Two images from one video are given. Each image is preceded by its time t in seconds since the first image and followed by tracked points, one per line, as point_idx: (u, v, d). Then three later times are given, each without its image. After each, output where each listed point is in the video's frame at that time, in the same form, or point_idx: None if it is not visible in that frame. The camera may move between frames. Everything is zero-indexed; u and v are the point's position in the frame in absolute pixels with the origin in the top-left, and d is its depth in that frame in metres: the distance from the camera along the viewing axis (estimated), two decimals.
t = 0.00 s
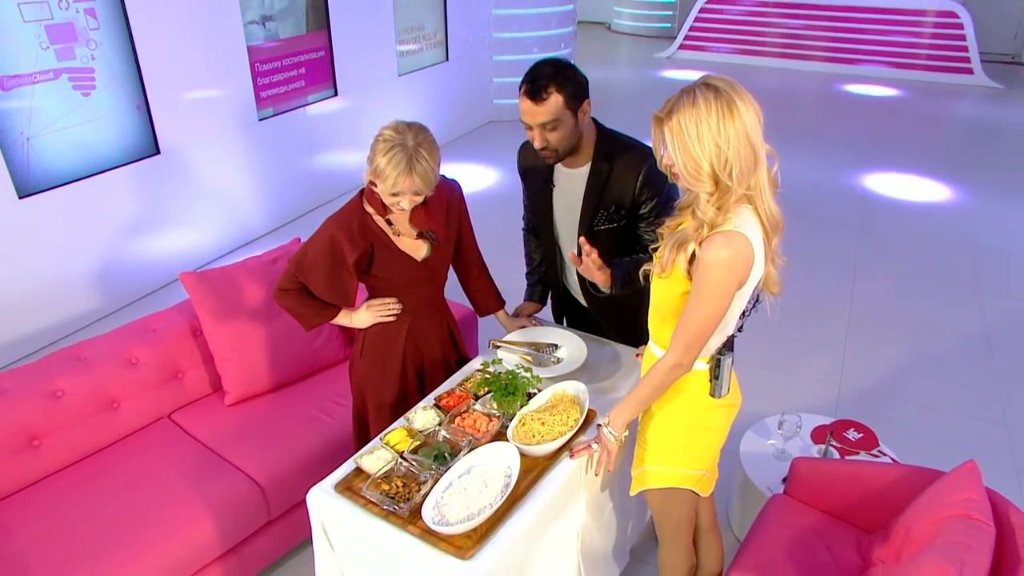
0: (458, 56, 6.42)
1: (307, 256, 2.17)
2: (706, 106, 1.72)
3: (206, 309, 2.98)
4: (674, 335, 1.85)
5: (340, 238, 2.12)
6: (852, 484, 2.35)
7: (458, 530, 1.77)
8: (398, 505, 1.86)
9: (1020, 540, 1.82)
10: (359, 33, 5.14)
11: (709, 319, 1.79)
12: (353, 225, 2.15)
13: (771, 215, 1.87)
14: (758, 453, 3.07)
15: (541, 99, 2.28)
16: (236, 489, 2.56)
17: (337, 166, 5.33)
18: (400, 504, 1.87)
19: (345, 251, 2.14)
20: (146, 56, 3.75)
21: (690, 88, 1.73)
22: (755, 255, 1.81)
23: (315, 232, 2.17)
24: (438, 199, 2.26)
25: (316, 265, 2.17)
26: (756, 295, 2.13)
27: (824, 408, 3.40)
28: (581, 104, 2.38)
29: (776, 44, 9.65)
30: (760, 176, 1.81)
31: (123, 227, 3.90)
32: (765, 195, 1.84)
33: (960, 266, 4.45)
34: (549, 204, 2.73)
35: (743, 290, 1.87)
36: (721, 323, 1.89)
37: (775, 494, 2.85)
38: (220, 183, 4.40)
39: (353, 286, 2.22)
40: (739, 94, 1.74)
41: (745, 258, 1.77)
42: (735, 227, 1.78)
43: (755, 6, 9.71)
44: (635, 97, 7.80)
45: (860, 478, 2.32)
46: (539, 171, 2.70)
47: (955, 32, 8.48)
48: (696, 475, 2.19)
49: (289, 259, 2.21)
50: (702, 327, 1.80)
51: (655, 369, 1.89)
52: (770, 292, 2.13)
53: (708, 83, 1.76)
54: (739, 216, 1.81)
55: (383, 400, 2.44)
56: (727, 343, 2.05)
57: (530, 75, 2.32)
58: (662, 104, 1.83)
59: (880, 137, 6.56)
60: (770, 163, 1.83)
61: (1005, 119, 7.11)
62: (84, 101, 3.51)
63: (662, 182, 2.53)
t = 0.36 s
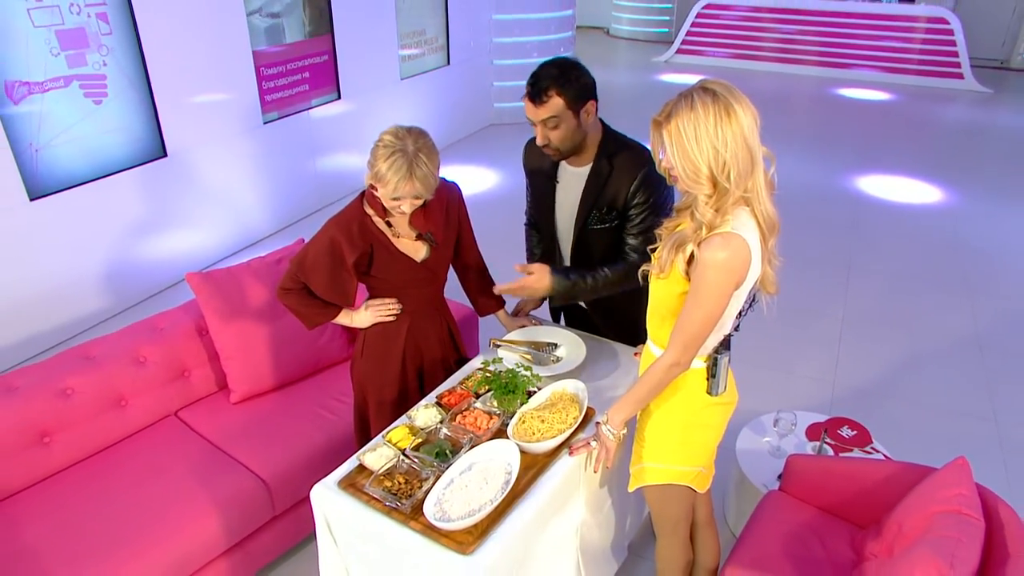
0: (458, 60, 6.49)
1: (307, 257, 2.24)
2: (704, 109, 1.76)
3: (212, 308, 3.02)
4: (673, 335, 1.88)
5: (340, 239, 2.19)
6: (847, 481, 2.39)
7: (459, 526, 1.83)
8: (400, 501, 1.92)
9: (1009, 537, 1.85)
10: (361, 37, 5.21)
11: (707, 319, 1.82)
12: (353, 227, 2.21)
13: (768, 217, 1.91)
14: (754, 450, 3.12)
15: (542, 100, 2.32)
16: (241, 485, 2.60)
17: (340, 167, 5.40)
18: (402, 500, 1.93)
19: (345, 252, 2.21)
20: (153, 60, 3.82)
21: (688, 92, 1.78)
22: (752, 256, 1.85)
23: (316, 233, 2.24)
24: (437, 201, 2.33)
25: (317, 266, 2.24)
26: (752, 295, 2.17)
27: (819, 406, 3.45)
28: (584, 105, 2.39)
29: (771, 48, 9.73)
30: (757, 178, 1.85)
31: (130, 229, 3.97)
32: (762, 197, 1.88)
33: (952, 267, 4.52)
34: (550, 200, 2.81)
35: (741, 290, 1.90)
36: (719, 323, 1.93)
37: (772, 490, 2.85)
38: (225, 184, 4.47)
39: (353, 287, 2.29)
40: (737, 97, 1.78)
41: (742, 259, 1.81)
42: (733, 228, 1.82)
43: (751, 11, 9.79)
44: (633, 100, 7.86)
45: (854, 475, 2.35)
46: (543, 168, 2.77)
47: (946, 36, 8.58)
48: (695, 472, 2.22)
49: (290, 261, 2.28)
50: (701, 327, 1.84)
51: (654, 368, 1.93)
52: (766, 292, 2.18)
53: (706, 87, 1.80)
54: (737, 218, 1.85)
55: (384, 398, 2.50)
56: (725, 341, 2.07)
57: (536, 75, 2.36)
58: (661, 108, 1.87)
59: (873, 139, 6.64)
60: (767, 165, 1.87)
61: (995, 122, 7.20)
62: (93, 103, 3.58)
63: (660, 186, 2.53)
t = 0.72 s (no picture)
0: (460, 63, 6.56)
1: (311, 258, 2.31)
2: (702, 114, 1.81)
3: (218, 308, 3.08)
4: (671, 334, 1.93)
5: (342, 240, 2.26)
6: (840, 477, 2.42)
7: (460, 522, 1.89)
8: (403, 497, 1.98)
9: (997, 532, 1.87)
10: (364, 42, 5.28)
11: (704, 318, 1.88)
12: (356, 228, 2.28)
13: (765, 218, 1.96)
14: (749, 447, 3.18)
15: (559, 95, 2.34)
16: (246, 481, 2.66)
17: (342, 169, 5.47)
18: (404, 496, 1.99)
19: (347, 252, 2.28)
20: (160, 64, 3.89)
21: (686, 96, 1.83)
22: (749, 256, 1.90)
23: (319, 234, 2.30)
24: (438, 203, 2.40)
25: (319, 266, 2.31)
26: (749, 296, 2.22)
27: (813, 405, 3.52)
28: (602, 102, 2.39)
29: (766, 53, 9.81)
30: (754, 180, 1.90)
31: (137, 231, 4.04)
32: (759, 199, 1.93)
33: (945, 268, 4.59)
34: (559, 194, 2.80)
35: (738, 290, 1.96)
36: (715, 323, 1.98)
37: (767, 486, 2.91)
38: (230, 187, 4.55)
39: (355, 287, 2.36)
40: (734, 101, 1.83)
41: (739, 259, 1.86)
42: (730, 230, 1.87)
43: (748, 15, 9.88)
44: (631, 104, 7.94)
45: (846, 471, 2.39)
46: (556, 161, 2.76)
47: (939, 41, 8.67)
48: (692, 469, 2.27)
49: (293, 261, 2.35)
50: (698, 326, 1.89)
51: (652, 366, 1.98)
52: (763, 292, 2.24)
53: (703, 91, 1.85)
54: (734, 220, 1.90)
55: (384, 396, 2.57)
56: (721, 341, 2.14)
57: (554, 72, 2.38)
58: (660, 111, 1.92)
59: (867, 143, 6.71)
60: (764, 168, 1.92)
61: (987, 126, 7.28)
62: (101, 106, 3.65)
63: (663, 194, 2.54)
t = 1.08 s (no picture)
0: (461, 65, 6.61)
1: (314, 257, 2.35)
2: (700, 116, 1.85)
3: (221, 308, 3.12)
4: (670, 334, 1.98)
5: (345, 240, 2.31)
6: (837, 475, 2.45)
7: (460, 519, 1.93)
8: (404, 495, 2.02)
9: (991, 529, 1.90)
10: (365, 45, 5.33)
11: (702, 319, 1.92)
12: (359, 228, 2.32)
13: (763, 219, 2.00)
14: (746, 445, 3.22)
15: (558, 98, 2.39)
16: (249, 479, 2.70)
17: (344, 170, 5.52)
18: (405, 494, 2.04)
19: (350, 252, 2.33)
20: (165, 67, 3.94)
21: (685, 99, 1.87)
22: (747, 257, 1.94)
23: (322, 234, 2.35)
24: (439, 204, 2.45)
25: (322, 267, 2.35)
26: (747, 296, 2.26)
27: (809, 403, 3.56)
28: (602, 102, 2.43)
29: (764, 55, 9.86)
30: (752, 182, 1.94)
31: (142, 231, 4.09)
32: (757, 201, 1.97)
33: (940, 269, 4.63)
34: (563, 193, 2.83)
35: (736, 290, 2.00)
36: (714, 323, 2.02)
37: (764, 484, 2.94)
38: (234, 187, 4.60)
39: (357, 287, 2.40)
40: (733, 104, 1.86)
41: (737, 260, 1.90)
42: (728, 232, 1.91)
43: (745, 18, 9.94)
44: (629, 106, 7.99)
45: (843, 469, 2.43)
46: (562, 161, 2.79)
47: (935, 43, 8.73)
48: (690, 468, 2.31)
49: (295, 262, 2.39)
50: (696, 326, 1.93)
51: (651, 365, 2.03)
52: (761, 292, 2.28)
53: (703, 93, 1.89)
54: (733, 222, 1.94)
55: (386, 395, 2.61)
56: (719, 341, 2.18)
57: (553, 76, 2.43)
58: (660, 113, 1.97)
59: (862, 145, 6.76)
60: (762, 171, 1.96)
61: (981, 128, 7.33)
62: (107, 109, 3.69)
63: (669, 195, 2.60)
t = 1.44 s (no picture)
0: (461, 67, 6.63)
1: (315, 257, 2.37)
2: (701, 117, 1.87)
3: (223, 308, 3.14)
4: (669, 335, 1.99)
5: (345, 239, 2.32)
6: (835, 474, 2.47)
7: (461, 518, 1.95)
8: (404, 495, 2.04)
9: (988, 527, 1.91)
10: (365, 46, 5.36)
11: (701, 319, 1.94)
12: (359, 228, 2.34)
13: (762, 220, 2.02)
14: (744, 445, 3.23)
15: (558, 98, 2.41)
16: (251, 478, 2.72)
17: (345, 170, 5.54)
18: (405, 493, 2.06)
19: (351, 252, 2.34)
20: (166, 68, 3.96)
21: (686, 99, 1.89)
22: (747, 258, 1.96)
23: (323, 234, 2.37)
24: (439, 203, 2.47)
25: (323, 267, 2.37)
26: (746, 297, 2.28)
27: (807, 403, 3.58)
28: (601, 102, 2.45)
29: (762, 56, 9.89)
30: (752, 183, 1.96)
31: (144, 232, 4.11)
32: (757, 202, 1.99)
33: (937, 269, 4.66)
34: (562, 191, 2.84)
35: (736, 290, 2.01)
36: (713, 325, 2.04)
37: (763, 483, 2.96)
38: (235, 188, 4.62)
39: (358, 287, 2.42)
40: (733, 105, 1.88)
41: (737, 261, 1.91)
42: (728, 232, 1.93)
43: (743, 20, 9.97)
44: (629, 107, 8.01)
45: (841, 468, 2.44)
46: (561, 159, 2.80)
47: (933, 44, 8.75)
48: (689, 468, 2.33)
49: (296, 262, 2.41)
50: (695, 326, 1.95)
51: (651, 365, 2.04)
52: (761, 293, 2.30)
53: (704, 94, 1.91)
54: (733, 223, 1.96)
55: (387, 394, 2.63)
56: (718, 341, 2.19)
57: (552, 77, 2.45)
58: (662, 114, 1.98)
59: (861, 145, 6.78)
60: (762, 172, 1.98)
61: (978, 129, 7.35)
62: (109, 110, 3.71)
63: (669, 193, 2.62)
